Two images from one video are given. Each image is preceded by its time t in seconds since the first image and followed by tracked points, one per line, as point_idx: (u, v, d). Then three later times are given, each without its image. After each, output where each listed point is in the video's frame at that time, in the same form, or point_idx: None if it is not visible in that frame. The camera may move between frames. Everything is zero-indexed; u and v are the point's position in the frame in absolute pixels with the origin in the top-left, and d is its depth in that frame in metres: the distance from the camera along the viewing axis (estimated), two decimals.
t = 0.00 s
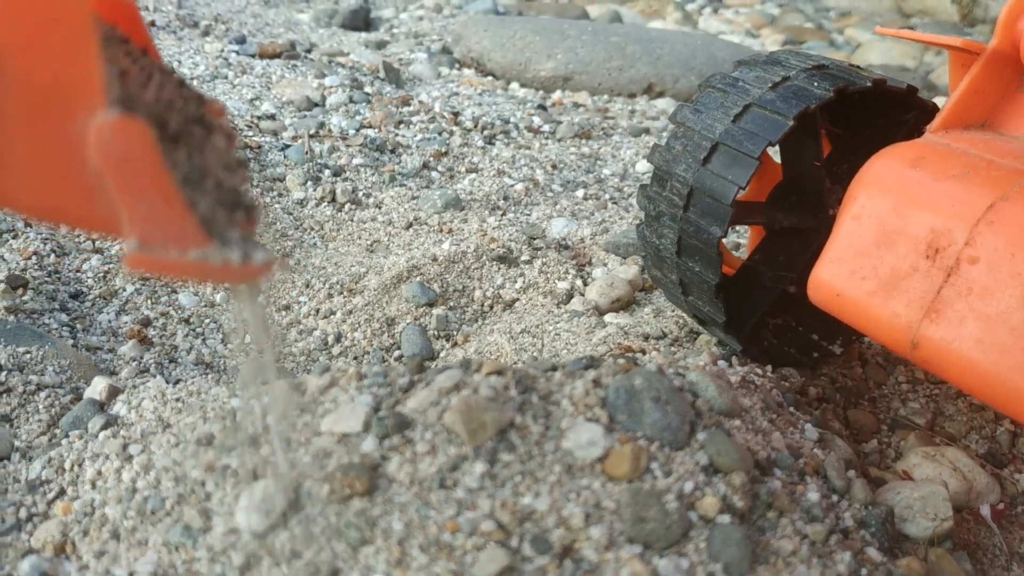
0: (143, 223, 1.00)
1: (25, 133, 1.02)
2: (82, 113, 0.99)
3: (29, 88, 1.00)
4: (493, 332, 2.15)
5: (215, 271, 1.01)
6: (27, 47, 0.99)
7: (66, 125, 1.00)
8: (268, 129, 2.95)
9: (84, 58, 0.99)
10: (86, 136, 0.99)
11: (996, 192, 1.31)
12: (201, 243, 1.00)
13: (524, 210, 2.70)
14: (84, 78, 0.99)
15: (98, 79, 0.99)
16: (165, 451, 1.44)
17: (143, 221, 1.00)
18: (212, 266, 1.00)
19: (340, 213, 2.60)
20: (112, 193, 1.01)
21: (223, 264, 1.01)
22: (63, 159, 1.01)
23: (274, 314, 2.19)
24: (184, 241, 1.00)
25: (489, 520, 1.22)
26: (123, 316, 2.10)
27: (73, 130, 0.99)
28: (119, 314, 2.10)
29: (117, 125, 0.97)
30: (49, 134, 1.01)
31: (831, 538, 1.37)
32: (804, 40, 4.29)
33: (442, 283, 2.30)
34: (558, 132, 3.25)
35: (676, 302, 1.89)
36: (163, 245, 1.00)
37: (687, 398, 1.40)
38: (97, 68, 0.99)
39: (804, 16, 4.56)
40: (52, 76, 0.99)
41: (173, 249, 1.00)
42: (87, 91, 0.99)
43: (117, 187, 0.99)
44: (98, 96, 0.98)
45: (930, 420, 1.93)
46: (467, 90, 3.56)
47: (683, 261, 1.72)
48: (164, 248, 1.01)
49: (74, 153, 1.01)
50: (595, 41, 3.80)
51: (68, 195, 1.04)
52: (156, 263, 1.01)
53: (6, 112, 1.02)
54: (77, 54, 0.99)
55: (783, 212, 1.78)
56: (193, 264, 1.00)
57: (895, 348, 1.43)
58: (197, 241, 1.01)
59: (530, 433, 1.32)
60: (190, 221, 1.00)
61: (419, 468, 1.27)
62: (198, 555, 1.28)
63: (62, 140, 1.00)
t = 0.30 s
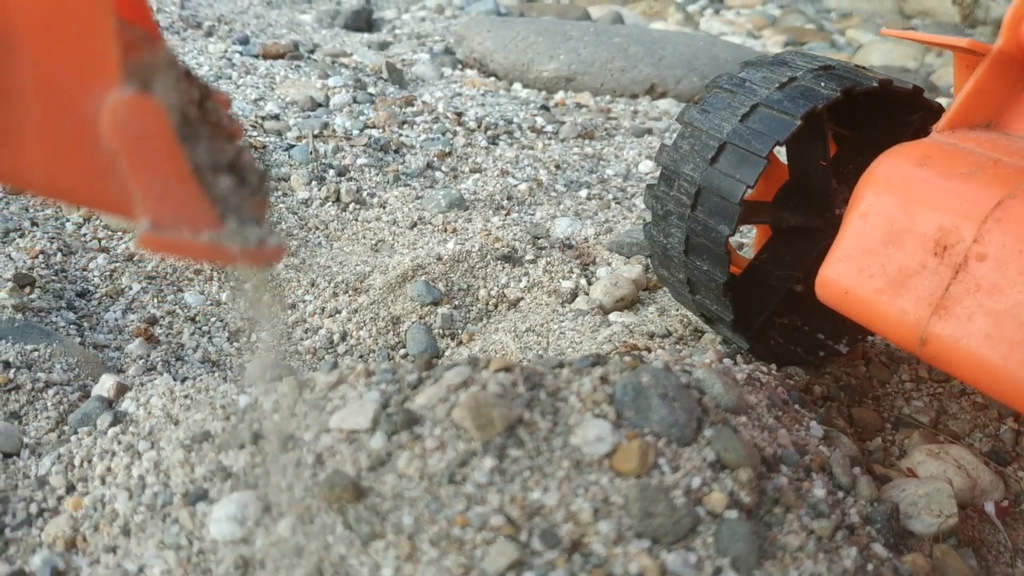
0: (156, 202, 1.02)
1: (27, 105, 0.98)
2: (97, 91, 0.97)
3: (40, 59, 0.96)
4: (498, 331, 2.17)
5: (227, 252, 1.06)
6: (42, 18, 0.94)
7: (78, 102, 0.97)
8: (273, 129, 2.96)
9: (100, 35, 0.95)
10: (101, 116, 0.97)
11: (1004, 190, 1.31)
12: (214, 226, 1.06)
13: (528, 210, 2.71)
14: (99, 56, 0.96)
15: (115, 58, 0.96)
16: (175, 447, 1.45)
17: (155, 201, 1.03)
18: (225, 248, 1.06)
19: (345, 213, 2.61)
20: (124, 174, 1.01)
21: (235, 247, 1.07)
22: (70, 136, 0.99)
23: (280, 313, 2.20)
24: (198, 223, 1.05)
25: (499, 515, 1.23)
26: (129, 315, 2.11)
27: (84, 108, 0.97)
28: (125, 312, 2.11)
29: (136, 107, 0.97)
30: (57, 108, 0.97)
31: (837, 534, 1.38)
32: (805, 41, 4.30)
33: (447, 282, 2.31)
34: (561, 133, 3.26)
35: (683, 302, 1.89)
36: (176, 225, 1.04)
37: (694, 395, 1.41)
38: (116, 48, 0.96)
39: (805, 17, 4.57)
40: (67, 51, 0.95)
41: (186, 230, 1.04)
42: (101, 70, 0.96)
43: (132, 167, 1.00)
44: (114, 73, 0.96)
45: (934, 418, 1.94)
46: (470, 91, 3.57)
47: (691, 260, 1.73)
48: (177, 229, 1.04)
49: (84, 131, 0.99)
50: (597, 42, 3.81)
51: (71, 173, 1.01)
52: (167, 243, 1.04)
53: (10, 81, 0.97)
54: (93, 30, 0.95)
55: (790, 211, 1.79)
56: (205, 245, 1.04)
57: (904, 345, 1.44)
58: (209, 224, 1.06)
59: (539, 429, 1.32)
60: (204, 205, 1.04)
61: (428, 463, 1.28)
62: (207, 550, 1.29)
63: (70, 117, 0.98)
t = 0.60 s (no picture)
0: (177, 191, 0.95)
1: (53, 95, 0.95)
2: (119, 76, 0.92)
3: (62, 48, 0.92)
4: (504, 330, 2.18)
5: (250, 243, 0.96)
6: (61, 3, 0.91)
7: (101, 87, 0.93)
8: (277, 129, 2.96)
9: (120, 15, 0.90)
10: (122, 101, 0.92)
11: (1012, 187, 1.32)
12: (236, 215, 0.96)
13: (532, 209, 2.72)
14: (120, 39, 0.91)
15: (134, 41, 0.91)
16: (184, 445, 1.46)
17: (176, 189, 0.95)
18: (247, 238, 0.96)
19: (349, 212, 2.61)
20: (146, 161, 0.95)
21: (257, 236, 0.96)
22: (93, 123, 0.95)
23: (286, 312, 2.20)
24: (219, 211, 0.95)
25: (508, 511, 1.24)
26: (136, 314, 2.11)
27: (107, 94, 0.93)
28: (132, 311, 2.12)
29: (155, 92, 0.91)
30: (79, 96, 0.94)
31: (844, 531, 1.39)
32: (807, 42, 4.31)
33: (452, 281, 2.31)
34: (564, 132, 3.26)
35: (690, 300, 1.90)
36: (197, 215, 0.95)
37: (701, 392, 1.42)
38: (135, 30, 0.90)
39: (806, 17, 4.58)
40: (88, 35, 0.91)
41: (207, 220, 0.95)
42: (123, 53, 0.91)
43: (152, 154, 0.94)
44: (133, 58, 0.91)
45: (938, 417, 1.94)
46: (473, 91, 3.57)
47: (698, 258, 1.74)
48: (197, 218, 0.95)
49: (107, 118, 0.94)
50: (600, 42, 3.82)
51: (97, 162, 0.97)
52: (190, 235, 0.96)
53: (35, 71, 0.94)
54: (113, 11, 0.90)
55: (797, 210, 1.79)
56: (226, 236, 0.95)
57: (911, 342, 1.45)
58: (231, 213, 0.96)
59: (547, 426, 1.33)
60: (225, 192, 0.95)
61: (438, 460, 1.29)
62: (217, 546, 1.29)
63: (93, 104, 0.94)
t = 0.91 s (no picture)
0: (198, 181, 0.96)
1: (74, 87, 0.96)
2: (141, 66, 0.94)
3: (86, 39, 0.94)
4: (509, 328, 2.19)
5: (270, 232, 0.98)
6: None
7: (123, 77, 0.95)
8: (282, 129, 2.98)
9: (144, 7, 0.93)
10: (143, 90, 0.94)
11: (1016, 186, 1.34)
12: (256, 204, 0.97)
13: (536, 209, 2.73)
14: (142, 30, 0.94)
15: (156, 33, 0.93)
16: (194, 441, 1.47)
17: (196, 178, 0.96)
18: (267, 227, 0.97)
19: (354, 211, 2.62)
20: (165, 151, 0.97)
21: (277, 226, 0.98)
22: (115, 113, 0.96)
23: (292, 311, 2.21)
24: (239, 200, 0.97)
25: (518, 506, 1.25)
26: (143, 312, 2.12)
27: (128, 84, 0.95)
28: (139, 309, 2.13)
29: (176, 80, 0.93)
30: (101, 88, 0.96)
31: (849, 526, 1.40)
32: (808, 43, 4.32)
33: (457, 280, 2.33)
34: (567, 132, 3.27)
35: (695, 299, 1.91)
36: (217, 204, 0.97)
37: (707, 389, 1.43)
38: (156, 22, 0.94)
39: (807, 18, 4.59)
40: (111, 27, 0.94)
41: (227, 209, 0.97)
42: (145, 44, 0.94)
43: (174, 143, 0.95)
44: (156, 49, 0.94)
45: (941, 415, 1.96)
46: (476, 91, 3.58)
47: (705, 257, 1.75)
48: (217, 207, 0.97)
49: (130, 109, 0.96)
50: (602, 42, 3.83)
51: (117, 154, 0.98)
52: (209, 223, 0.97)
53: (56, 63, 0.95)
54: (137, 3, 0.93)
55: (802, 209, 1.80)
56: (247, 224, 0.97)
57: (916, 340, 1.46)
58: (251, 203, 0.97)
59: (556, 422, 1.34)
60: (245, 182, 0.97)
61: (447, 456, 1.30)
62: (229, 541, 1.31)
63: (116, 96, 0.96)
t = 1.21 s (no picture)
0: (216, 158, 0.99)
1: (91, 62, 0.96)
2: (160, 42, 0.95)
3: (104, 13, 0.94)
4: (515, 326, 2.20)
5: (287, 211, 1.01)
6: None
7: (141, 52, 0.96)
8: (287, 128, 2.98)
9: None
10: (162, 67, 0.96)
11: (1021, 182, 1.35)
12: (273, 181, 1.00)
13: (540, 208, 2.74)
14: (163, 7, 0.94)
15: (176, 8, 0.95)
16: (207, 436, 1.49)
17: (214, 156, 0.99)
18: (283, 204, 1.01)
19: (360, 210, 2.63)
20: (183, 128, 0.99)
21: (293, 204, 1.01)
22: (131, 88, 0.97)
23: (299, 308, 2.23)
24: (256, 178, 1.00)
25: (529, 499, 1.26)
26: (151, 310, 2.13)
27: (147, 60, 0.96)
28: (147, 307, 2.14)
29: (196, 57, 0.95)
30: (118, 64, 0.96)
31: (857, 520, 1.42)
32: (809, 43, 4.34)
33: (463, 278, 2.34)
34: (571, 132, 3.28)
35: (701, 296, 1.93)
36: (234, 181, 1.00)
37: (716, 384, 1.44)
38: None
39: (809, 18, 4.60)
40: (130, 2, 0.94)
41: (244, 185, 1.00)
42: (165, 20, 0.95)
43: (192, 120, 0.97)
44: (175, 26, 0.95)
45: (946, 412, 1.97)
46: (479, 91, 3.59)
47: (712, 254, 1.76)
48: (235, 184, 1.00)
49: (147, 85, 0.97)
50: (605, 43, 3.84)
51: (132, 129, 0.99)
52: (224, 200, 1.00)
53: (73, 38, 0.95)
54: None
55: (808, 207, 1.82)
56: (264, 201, 1.00)
57: (922, 336, 1.47)
58: (267, 181, 1.01)
59: (566, 417, 1.36)
60: (263, 160, 1.00)
61: (459, 449, 1.31)
62: (243, 534, 1.32)
63: (132, 72, 0.96)
